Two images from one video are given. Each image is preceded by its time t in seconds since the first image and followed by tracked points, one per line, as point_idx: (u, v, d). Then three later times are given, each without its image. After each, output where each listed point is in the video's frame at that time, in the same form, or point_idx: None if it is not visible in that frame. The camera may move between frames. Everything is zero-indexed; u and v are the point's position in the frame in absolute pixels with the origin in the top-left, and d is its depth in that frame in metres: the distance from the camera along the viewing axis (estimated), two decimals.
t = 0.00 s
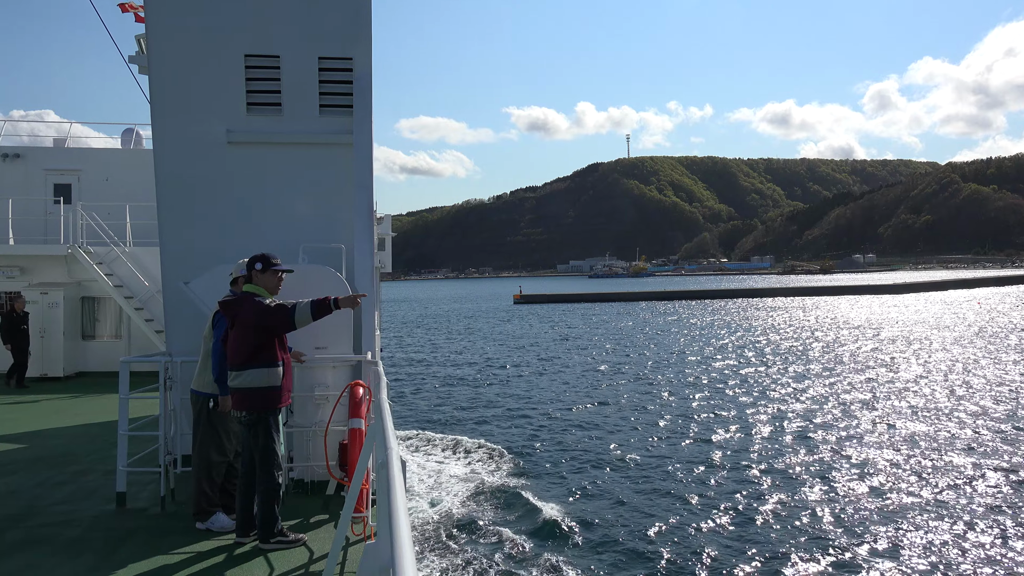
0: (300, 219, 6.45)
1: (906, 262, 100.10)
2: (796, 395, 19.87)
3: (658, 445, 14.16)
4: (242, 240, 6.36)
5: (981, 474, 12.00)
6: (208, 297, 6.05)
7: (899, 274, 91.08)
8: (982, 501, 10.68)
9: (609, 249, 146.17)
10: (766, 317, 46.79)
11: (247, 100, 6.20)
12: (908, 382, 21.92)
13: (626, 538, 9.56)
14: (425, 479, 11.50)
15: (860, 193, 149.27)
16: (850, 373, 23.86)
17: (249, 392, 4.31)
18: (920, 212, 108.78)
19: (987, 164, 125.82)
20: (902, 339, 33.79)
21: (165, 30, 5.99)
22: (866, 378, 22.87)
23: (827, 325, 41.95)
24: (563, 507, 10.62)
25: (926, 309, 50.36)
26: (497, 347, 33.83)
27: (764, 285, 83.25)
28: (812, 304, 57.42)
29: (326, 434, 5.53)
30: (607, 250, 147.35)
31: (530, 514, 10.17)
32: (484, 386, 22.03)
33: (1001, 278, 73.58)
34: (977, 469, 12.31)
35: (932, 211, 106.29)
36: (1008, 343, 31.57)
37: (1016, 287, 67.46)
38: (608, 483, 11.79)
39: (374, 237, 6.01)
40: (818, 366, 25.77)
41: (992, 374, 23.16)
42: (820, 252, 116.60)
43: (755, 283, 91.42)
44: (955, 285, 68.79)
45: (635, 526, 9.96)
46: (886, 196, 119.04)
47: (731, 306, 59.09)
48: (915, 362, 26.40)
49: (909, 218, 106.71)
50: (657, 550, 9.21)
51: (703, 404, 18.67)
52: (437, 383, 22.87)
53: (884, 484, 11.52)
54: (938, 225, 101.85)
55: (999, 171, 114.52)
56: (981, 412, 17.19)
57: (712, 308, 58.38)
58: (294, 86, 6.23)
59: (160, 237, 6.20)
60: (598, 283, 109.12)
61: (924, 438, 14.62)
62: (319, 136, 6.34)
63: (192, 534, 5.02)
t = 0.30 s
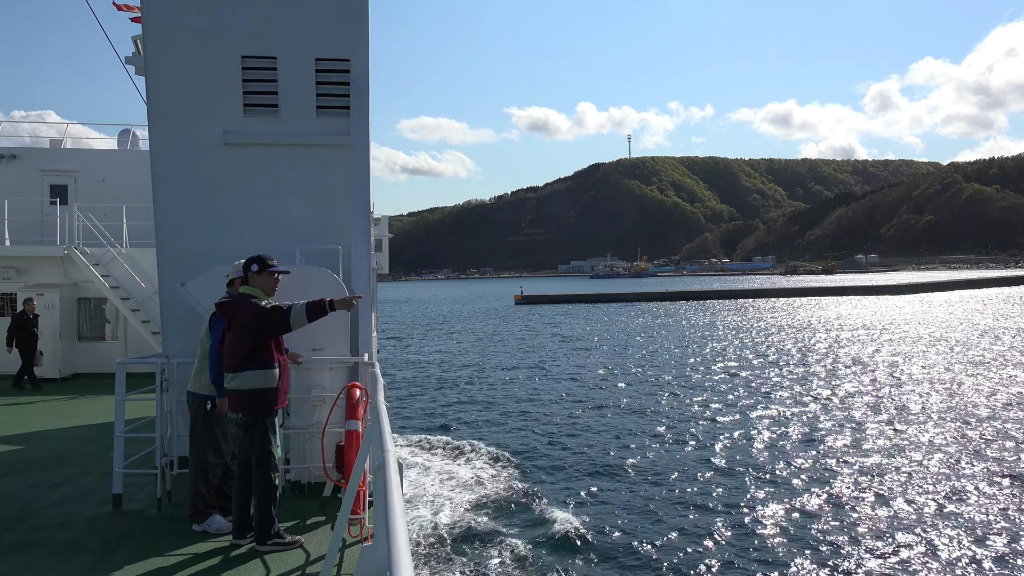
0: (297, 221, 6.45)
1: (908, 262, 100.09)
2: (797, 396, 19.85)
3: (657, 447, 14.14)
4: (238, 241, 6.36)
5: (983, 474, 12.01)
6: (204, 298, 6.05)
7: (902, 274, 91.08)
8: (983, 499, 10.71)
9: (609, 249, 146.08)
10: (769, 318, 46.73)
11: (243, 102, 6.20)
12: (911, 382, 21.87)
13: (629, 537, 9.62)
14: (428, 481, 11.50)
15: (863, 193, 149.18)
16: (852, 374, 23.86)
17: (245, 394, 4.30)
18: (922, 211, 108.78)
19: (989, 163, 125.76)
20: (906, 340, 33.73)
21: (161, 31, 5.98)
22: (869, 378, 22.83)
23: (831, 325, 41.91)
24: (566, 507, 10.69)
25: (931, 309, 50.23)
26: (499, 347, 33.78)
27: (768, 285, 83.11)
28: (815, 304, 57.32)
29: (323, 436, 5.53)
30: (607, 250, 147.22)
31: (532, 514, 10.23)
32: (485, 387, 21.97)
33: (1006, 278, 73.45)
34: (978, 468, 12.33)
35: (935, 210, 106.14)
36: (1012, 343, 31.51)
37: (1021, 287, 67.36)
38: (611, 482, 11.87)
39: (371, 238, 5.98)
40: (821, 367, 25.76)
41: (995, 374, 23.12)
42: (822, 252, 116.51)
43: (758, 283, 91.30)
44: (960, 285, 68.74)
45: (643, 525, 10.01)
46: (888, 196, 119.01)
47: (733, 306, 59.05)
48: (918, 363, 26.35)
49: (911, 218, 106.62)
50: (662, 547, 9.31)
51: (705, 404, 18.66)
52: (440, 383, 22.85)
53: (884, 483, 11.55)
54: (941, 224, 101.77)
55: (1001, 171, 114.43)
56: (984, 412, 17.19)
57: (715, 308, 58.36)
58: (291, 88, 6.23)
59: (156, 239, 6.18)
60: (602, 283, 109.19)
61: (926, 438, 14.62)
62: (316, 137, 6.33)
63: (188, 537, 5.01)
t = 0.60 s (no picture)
0: (295, 222, 6.44)
1: (913, 263, 99.96)
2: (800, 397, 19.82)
3: (659, 448, 14.12)
4: (238, 242, 6.35)
5: (988, 475, 11.99)
6: (202, 299, 6.06)
7: (907, 274, 90.96)
8: (988, 500, 10.69)
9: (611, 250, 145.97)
10: (773, 320, 46.70)
11: (242, 102, 6.19)
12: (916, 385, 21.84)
13: (632, 535, 9.63)
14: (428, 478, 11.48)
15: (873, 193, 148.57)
16: (858, 376, 23.80)
17: (242, 394, 4.30)
18: (926, 212, 108.61)
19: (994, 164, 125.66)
20: (911, 342, 33.67)
21: (160, 31, 5.98)
22: (872, 380, 22.80)
23: (838, 327, 41.76)
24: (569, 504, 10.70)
25: (938, 311, 50.16)
26: (502, 348, 33.71)
27: (773, 286, 82.99)
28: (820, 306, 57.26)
29: (321, 437, 5.52)
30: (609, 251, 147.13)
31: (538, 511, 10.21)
32: (488, 388, 21.95)
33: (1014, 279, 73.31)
34: (984, 470, 12.30)
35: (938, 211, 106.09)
36: (1020, 346, 31.40)
37: None
38: (612, 482, 11.89)
39: (369, 238, 5.97)
40: (826, 369, 25.72)
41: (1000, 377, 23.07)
42: (825, 253, 116.39)
43: (763, 283, 91.16)
44: (967, 286, 68.50)
45: (642, 522, 10.06)
46: (892, 197, 118.94)
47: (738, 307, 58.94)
48: (923, 365, 26.29)
49: (915, 219, 106.54)
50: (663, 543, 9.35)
51: (707, 406, 18.61)
52: (444, 384, 22.82)
53: (886, 483, 11.55)
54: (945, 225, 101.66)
55: (1006, 172, 114.34)
56: (990, 415, 17.15)
57: (720, 309, 58.27)
58: (290, 88, 6.23)
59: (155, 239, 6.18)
60: (606, 283, 109.21)
61: (932, 440, 14.58)
62: (315, 138, 6.33)
63: (186, 537, 5.00)
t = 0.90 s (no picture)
0: (295, 222, 6.45)
1: (919, 263, 99.86)
2: (803, 400, 19.82)
3: (661, 450, 14.13)
4: (238, 242, 6.35)
5: (996, 478, 11.98)
6: (202, 298, 6.06)
7: (914, 275, 90.90)
8: (995, 503, 10.70)
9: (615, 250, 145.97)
10: (779, 321, 46.68)
11: (242, 102, 6.20)
12: (921, 387, 21.82)
13: (640, 539, 9.63)
14: (437, 484, 11.43)
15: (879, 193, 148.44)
16: (865, 377, 23.76)
17: (241, 394, 4.31)
18: (932, 213, 108.50)
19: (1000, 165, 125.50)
20: (917, 343, 33.64)
21: (160, 31, 5.98)
22: (877, 382, 22.80)
23: (845, 328, 41.69)
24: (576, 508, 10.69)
25: (945, 312, 50.11)
26: (506, 349, 33.70)
27: (781, 286, 82.91)
28: (826, 307, 57.21)
29: (320, 437, 5.52)
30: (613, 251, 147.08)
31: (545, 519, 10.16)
32: (493, 389, 21.96)
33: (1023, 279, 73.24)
34: (990, 472, 12.30)
35: (944, 212, 105.99)
36: None
37: None
38: (617, 485, 11.89)
39: (369, 238, 5.97)
40: (832, 370, 25.69)
41: (1006, 379, 23.06)
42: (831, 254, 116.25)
43: (770, 284, 91.08)
44: (975, 286, 68.35)
45: (654, 527, 10.02)
46: (897, 197, 118.89)
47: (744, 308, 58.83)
48: (928, 367, 26.29)
49: (921, 220, 106.45)
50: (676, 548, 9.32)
51: (712, 408, 18.60)
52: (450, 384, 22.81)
53: (892, 487, 11.55)
54: (951, 226, 101.54)
55: (1012, 173, 114.25)
56: (997, 417, 17.12)
57: (726, 309, 58.19)
58: (289, 88, 6.24)
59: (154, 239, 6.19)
60: (611, 283, 109.20)
61: (938, 442, 14.57)
62: (315, 138, 6.33)
63: (185, 537, 5.00)
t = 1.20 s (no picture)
0: (293, 222, 6.45)
1: (923, 262, 99.76)
2: (807, 398, 19.81)
3: (664, 449, 14.11)
4: (237, 242, 6.35)
5: (1002, 478, 11.95)
6: (201, 298, 6.07)
7: (920, 273, 90.78)
8: (1003, 503, 10.67)
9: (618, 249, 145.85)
10: (785, 320, 46.62)
11: (241, 101, 6.20)
12: (927, 385, 21.78)
13: (645, 538, 9.63)
14: (440, 484, 11.47)
15: (883, 191, 148.26)
16: (871, 376, 23.68)
17: (239, 394, 4.30)
18: (937, 211, 108.33)
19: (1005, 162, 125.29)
20: (923, 342, 33.58)
21: (159, 31, 5.98)
22: (882, 381, 22.76)
23: (851, 326, 41.63)
24: (579, 506, 10.76)
25: (953, 310, 49.94)
26: (511, 348, 33.68)
27: (786, 285, 82.74)
28: (832, 306, 57.10)
29: (320, 437, 5.52)
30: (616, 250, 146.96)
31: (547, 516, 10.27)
32: (497, 388, 21.94)
33: None
34: (997, 472, 12.26)
35: (949, 210, 105.83)
36: None
37: None
38: (620, 484, 11.88)
39: (368, 237, 5.97)
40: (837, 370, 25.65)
41: (1012, 377, 23.01)
42: (835, 252, 116.10)
43: (776, 283, 91.00)
44: (981, 284, 68.27)
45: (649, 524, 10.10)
46: (902, 195, 118.70)
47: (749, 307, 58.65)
48: (934, 365, 26.25)
49: (926, 218, 106.30)
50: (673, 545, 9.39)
51: (715, 408, 18.58)
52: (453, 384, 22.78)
53: (896, 486, 11.53)
54: (956, 223, 101.36)
55: (1017, 170, 114.09)
56: (1002, 416, 17.09)
57: (731, 308, 58.06)
58: (288, 88, 6.24)
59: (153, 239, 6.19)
60: (615, 282, 109.18)
61: (944, 441, 14.53)
62: (313, 137, 6.33)
63: (184, 537, 5.01)
